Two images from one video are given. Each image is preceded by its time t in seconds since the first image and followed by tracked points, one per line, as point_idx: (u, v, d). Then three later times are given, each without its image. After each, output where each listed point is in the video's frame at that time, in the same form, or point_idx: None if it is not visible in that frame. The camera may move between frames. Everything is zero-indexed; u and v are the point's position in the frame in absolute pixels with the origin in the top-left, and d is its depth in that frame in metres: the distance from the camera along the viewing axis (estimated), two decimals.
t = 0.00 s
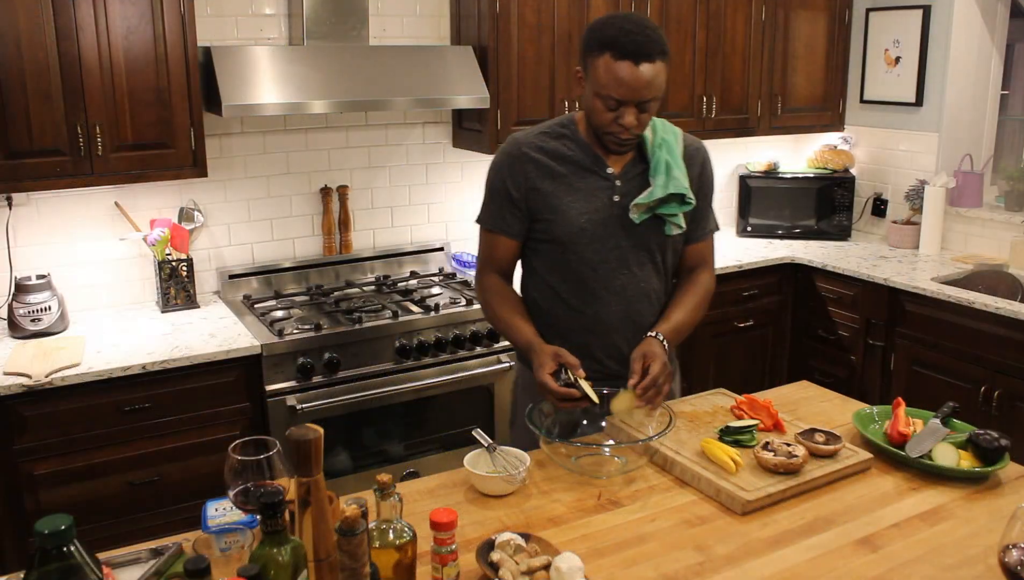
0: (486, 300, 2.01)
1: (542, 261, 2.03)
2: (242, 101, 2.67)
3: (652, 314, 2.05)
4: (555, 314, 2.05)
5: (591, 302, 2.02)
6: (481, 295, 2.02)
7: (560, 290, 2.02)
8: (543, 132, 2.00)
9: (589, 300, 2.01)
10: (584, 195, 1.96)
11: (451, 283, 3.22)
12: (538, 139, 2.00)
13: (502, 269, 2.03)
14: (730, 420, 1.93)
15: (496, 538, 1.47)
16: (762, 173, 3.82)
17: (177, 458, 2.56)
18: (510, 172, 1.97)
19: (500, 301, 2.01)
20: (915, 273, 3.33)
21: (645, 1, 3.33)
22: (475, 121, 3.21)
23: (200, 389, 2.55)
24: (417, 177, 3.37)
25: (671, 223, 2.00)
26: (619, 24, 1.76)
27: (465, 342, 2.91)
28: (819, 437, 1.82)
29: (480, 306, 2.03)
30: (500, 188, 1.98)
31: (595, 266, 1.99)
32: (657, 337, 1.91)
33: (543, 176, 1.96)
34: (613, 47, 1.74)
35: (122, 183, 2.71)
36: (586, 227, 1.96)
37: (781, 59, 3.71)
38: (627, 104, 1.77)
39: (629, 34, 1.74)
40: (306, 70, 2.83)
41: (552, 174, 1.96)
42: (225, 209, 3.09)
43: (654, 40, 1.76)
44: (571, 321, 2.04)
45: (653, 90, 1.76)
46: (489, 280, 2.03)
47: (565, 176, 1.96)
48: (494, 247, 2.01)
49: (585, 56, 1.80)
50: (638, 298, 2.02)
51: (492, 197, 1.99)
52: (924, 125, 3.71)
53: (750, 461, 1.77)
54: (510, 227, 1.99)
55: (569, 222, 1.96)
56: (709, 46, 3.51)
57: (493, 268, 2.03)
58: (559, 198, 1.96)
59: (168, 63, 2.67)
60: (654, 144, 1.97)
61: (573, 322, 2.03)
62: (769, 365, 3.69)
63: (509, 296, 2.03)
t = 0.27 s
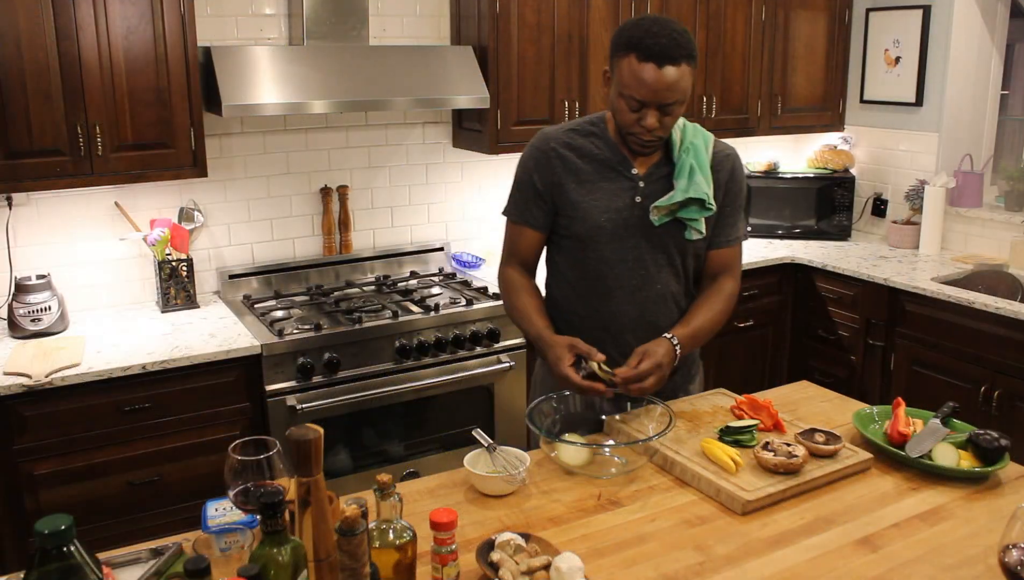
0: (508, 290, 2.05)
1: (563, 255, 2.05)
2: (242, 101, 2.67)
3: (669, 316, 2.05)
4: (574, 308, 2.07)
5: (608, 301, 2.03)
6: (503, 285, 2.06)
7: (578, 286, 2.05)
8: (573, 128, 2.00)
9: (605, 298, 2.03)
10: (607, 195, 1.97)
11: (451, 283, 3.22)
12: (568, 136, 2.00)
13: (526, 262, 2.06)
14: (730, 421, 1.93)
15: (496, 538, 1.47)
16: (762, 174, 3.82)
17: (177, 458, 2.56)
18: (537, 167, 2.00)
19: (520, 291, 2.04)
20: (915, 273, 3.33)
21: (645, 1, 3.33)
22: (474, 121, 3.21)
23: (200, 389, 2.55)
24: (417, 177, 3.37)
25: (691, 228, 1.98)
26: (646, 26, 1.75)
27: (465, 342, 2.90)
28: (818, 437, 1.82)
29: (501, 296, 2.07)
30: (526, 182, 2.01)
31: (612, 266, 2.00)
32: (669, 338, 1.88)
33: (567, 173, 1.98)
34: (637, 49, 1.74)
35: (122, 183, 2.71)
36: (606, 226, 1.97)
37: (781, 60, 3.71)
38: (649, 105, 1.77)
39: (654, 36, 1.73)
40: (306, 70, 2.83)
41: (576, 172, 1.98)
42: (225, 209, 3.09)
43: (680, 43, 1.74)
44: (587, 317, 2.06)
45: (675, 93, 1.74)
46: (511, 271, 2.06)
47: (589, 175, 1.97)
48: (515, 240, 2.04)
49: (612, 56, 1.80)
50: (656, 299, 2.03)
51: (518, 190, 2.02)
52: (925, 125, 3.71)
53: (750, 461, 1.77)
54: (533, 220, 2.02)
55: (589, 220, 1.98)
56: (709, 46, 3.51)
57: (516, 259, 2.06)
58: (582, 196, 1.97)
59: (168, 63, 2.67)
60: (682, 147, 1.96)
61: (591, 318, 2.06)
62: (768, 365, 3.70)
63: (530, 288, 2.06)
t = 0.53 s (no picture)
0: (519, 287, 2.08)
1: (573, 253, 2.07)
2: (242, 101, 2.67)
3: (676, 317, 2.05)
4: (583, 306, 2.08)
5: (615, 300, 2.04)
6: (514, 282, 2.09)
7: (586, 283, 2.06)
8: (586, 127, 2.02)
9: (612, 297, 2.04)
10: (616, 193, 1.98)
11: (451, 283, 3.22)
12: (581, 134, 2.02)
13: (536, 260, 2.09)
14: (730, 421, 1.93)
15: (497, 538, 1.47)
16: (762, 174, 3.81)
17: (177, 458, 2.56)
18: (549, 164, 2.02)
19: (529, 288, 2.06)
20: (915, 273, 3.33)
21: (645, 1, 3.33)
22: (475, 121, 3.21)
23: (200, 389, 2.55)
24: (417, 177, 3.37)
25: (701, 230, 1.97)
26: (650, 27, 1.75)
27: (465, 342, 2.90)
28: (818, 437, 1.82)
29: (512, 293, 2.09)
30: (538, 179, 2.03)
31: (620, 265, 2.01)
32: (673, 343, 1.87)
33: (578, 172, 2.00)
34: (639, 50, 1.74)
35: (122, 183, 2.71)
36: (613, 226, 1.98)
37: (782, 60, 3.71)
38: (652, 106, 1.76)
39: (656, 36, 1.73)
40: (306, 70, 2.83)
41: (586, 171, 1.99)
42: (225, 209, 3.09)
43: (683, 43, 1.73)
44: (595, 316, 2.07)
45: (678, 93, 1.74)
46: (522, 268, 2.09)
47: (600, 174, 1.98)
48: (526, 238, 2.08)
49: (617, 57, 1.80)
50: (664, 300, 2.03)
51: (530, 188, 2.04)
52: (925, 125, 3.71)
53: (751, 461, 1.76)
54: (543, 218, 2.04)
55: (597, 219, 1.99)
56: (709, 46, 3.51)
57: (527, 256, 2.09)
58: (592, 195, 1.99)
59: (169, 63, 2.67)
60: (694, 148, 1.95)
61: (599, 317, 2.07)
62: (768, 365, 3.70)
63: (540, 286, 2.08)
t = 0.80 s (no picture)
0: (516, 287, 2.08)
1: (570, 254, 2.06)
2: (242, 101, 2.67)
3: (674, 317, 2.05)
4: (579, 307, 2.08)
5: (612, 301, 2.04)
6: (510, 283, 2.09)
7: (584, 284, 2.05)
8: (583, 127, 2.02)
9: (610, 298, 2.03)
10: (614, 194, 1.97)
11: (451, 283, 3.22)
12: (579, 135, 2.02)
13: (533, 261, 2.09)
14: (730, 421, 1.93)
15: (497, 538, 1.47)
16: (762, 174, 3.81)
17: (177, 457, 2.56)
18: (546, 164, 2.01)
19: (527, 289, 2.08)
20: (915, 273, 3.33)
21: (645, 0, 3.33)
22: (475, 121, 3.21)
23: (200, 388, 2.55)
24: (417, 177, 3.37)
25: (699, 233, 1.97)
26: (641, 28, 1.75)
27: (465, 342, 2.90)
28: (818, 437, 1.82)
29: (509, 294, 2.10)
30: (535, 180, 2.03)
31: (618, 266, 2.00)
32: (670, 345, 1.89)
33: (575, 173, 1.99)
34: (628, 52, 1.74)
35: (122, 183, 2.71)
36: (612, 227, 1.98)
37: (781, 60, 3.72)
38: (646, 107, 1.77)
39: (647, 37, 1.73)
40: (306, 70, 2.83)
41: (584, 171, 1.98)
42: (225, 209, 3.09)
43: (674, 43, 1.73)
44: (592, 317, 2.07)
45: (669, 93, 1.74)
46: (519, 269, 2.10)
47: (598, 175, 1.98)
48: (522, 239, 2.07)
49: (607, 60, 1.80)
50: (662, 301, 2.03)
51: (527, 188, 2.03)
52: (926, 125, 3.71)
53: (750, 461, 1.76)
54: (540, 218, 2.04)
55: (595, 219, 1.98)
56: (709, 46, 3.51)
57: (523, 257, 2.09)
58: (590, 195, 1.98)
59: (169, 63, 2.67)
60: (691, 151, 1.95)
61: (596, 318, 2.06)
62: (768, 366, 3.70)
63: (537, 288, 2.09)
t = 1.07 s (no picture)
0: (504, 290, 2.04)
1: (560, 255, 2.05)
2: (242, 101, 2.67)
3: (665, 316, 2.05)
4: (569, 309, 2.06)
5: (604, 300, 2.03)
6: (498, 286, 2.05)
7: (574, 286, 2.04)
8: (568, 127, 2.01)
9: (601, 298, 2.03)
10: (604, 193, 1.97)
11: (451, 283, 3.22)
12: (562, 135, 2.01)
13: (521, 263, 2.06)
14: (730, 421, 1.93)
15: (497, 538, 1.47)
16: (762, 174, 3.81)
17: (177, 458, 2.56)
18: (533, 166, 2.00)
19: (514, 291, 2.04)
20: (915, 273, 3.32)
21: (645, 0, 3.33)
22: (475, 121, 3.21)
23: (200, 388, 2.55)
24: (417, 177, 3.37)
25: (690, 229, 1.98)
26: (617, 28, 1.75)
27: (465, 342, 2.90)
28: (819, 437, 1.82)
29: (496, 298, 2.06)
30: (522, 182, 2.01)
31: (609, 265, 2.00)
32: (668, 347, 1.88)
33: (563, 173, 1.98)
34: (606, 53, 1.74)
35: (122, 182, 2.71)
36: (602, 225, 1.97)
37: (781, 60, 3.72)
38: (628, 107, 1.76)
39: (624, 37, 1.73)
40: (306, 70, 2.83)
41: (572, 171, 1.98)
42: (225, 209, 3.09)
43: (651, 41, 1.73)
44: (583, 318, 2.05)
45: (649, 92, 1.73)
46: (507, 271, 2.06)
47: (586, 174, 1.97)
48: (512, 242, 2.04)
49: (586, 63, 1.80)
50: (653, 300, 2.03)
51: (514, 190, 2.02)
52: (925, 125, 3.71)
53: (750, 461, 1.76)
54: (529, 220, 2.02)
55: (586, 218, 1.98)
56: (709, 46, 3.51)
57: (511, 260, 2.06)
58: (579, 194, 1.97)
59: (169, 63, 2.67)
60: (679, 147, 1.95)
61: (586, 318, 2.05)
62: (768, 366, 3.70)
63: (526, 290, 2.06)
